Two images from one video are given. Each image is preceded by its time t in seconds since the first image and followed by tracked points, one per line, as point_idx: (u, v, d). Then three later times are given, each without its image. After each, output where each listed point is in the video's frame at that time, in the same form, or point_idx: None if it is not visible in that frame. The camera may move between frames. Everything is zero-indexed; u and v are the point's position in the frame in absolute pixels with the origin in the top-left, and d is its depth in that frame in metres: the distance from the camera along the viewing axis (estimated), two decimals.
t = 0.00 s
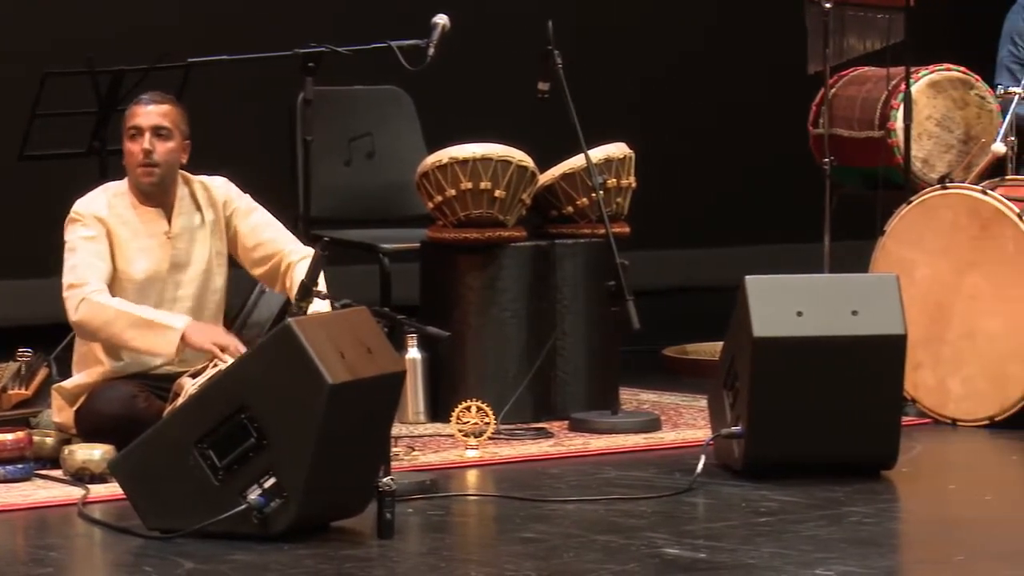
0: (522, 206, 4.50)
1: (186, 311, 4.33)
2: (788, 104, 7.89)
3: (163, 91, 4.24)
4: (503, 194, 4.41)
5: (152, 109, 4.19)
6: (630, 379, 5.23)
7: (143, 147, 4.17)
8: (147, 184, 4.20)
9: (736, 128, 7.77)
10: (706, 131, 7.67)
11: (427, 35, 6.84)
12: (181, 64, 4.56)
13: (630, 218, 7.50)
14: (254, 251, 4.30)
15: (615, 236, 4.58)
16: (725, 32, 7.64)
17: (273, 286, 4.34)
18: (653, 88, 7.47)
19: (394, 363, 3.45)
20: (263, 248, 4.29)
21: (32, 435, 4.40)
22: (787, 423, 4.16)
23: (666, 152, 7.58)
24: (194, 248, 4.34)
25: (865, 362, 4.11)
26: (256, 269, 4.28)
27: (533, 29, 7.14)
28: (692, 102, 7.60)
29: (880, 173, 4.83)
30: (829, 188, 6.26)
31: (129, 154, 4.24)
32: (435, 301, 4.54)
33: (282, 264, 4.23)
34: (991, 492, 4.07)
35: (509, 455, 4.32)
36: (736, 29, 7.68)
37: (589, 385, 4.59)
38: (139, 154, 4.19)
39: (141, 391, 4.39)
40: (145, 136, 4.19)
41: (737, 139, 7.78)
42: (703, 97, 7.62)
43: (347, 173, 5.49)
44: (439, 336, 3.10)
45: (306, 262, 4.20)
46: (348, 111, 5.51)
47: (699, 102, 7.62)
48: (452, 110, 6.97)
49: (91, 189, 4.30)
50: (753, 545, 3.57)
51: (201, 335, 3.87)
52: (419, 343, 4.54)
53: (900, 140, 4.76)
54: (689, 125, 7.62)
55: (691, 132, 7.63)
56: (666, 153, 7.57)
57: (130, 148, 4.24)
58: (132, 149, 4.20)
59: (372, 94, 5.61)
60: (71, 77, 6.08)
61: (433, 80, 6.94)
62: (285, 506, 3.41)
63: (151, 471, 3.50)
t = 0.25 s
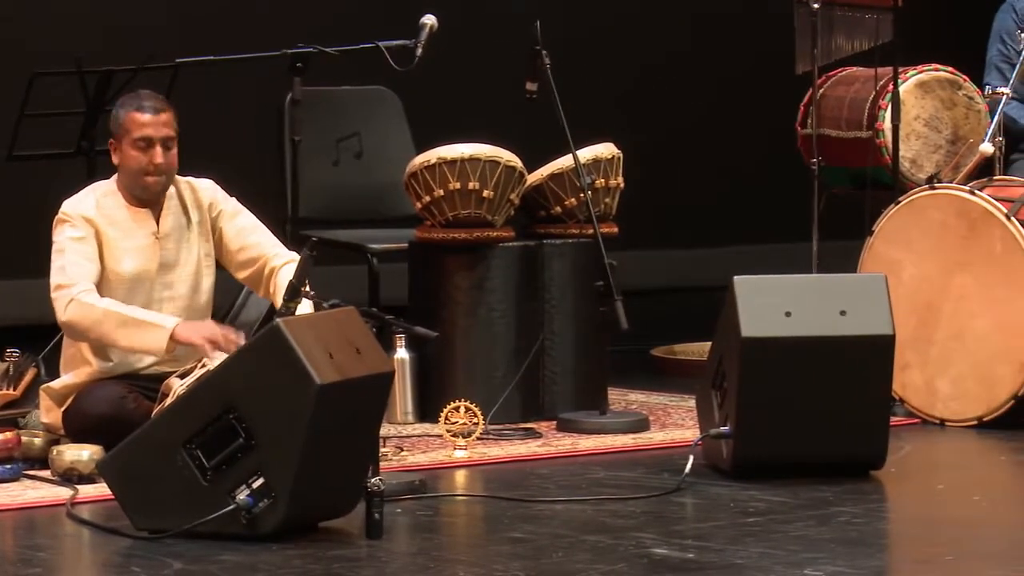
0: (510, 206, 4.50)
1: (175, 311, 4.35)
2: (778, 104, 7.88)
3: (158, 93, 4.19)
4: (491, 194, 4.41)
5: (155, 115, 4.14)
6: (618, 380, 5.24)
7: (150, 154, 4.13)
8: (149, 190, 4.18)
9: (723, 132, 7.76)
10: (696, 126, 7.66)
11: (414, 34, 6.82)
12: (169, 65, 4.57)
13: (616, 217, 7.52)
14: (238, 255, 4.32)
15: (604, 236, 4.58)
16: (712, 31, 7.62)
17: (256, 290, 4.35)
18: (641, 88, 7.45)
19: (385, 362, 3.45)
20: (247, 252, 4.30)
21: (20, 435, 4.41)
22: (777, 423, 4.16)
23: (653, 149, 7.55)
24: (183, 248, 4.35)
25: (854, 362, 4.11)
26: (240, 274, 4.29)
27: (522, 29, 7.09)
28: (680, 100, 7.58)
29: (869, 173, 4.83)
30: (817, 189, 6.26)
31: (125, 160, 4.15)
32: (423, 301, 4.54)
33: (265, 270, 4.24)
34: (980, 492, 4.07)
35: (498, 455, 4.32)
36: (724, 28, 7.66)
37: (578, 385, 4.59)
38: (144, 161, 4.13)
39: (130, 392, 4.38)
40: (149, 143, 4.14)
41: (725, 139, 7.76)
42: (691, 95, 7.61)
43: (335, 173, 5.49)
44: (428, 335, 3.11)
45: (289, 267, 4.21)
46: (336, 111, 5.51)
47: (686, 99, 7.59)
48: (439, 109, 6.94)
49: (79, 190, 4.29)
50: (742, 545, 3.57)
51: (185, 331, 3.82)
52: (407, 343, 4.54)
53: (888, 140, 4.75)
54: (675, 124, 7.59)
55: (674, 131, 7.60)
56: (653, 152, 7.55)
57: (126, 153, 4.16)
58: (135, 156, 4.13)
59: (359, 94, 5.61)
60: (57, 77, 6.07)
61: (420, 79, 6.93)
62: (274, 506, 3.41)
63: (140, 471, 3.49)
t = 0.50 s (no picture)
0: (494, 206, 4.49)
1: (159, 312, 4.33)
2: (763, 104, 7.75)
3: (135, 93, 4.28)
4: (475, 194, 4.40)
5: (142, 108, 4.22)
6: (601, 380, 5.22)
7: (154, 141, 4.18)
8: (155, 182, 4.19)
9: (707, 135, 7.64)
10: (677, 123, 7.54)
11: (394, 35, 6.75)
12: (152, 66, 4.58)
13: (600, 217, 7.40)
14: (226, 253, 4.28)
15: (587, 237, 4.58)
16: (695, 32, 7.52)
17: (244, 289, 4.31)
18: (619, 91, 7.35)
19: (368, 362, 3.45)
20: (235, 250, 4.26)
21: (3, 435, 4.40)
22: (762, 423, 4.16)
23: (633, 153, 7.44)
24: (169, 249, 4.33)
25: (838, 362, 4.11)
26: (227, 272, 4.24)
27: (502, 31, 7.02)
28: (658, 101, 7.46)
29: (852, 173, 4.83)
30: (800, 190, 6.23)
31: (127, 156, 4.15)
32: (407, 301, 4.53)
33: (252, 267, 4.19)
34: (963, 492, 4.07)
35: (481, 455, 4.32)
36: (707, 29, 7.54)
37: (561, 386, 4.58)
38: (149, 151, 4.16)
39: (113, 392, 4.39)
40: (149, 134, 4.19)
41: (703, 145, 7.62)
42: (673, 97, 7.49)
43: (319, 173, 5.50)
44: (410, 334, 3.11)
45: (276, 267, 4.18)
46: (320, 112, 5.51)
47: (665, 101, 7.48)
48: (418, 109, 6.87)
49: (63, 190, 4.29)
50: (726, 545, 3.57)
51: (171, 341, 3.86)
52: (391, 343, 4.54)
53: (872, 140, 4.75)
54: (660, 125, 7.49)
55: (681, 110, 7.53)
56: (634, 154, 7.45)
57: (125, 151, 4.17)
58: (140, 147, 4.15)
59: (342, 93, 5.60)
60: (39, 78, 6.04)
61: (401, 79, 6.88)
62: (257, 506, 3.39)
63: (124, 471, 3.48)
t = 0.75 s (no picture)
0: (481, 206, 4.49)
1: (146, 312, 4.31)
2: (751, 104, 7.73)
3: (127, 96, 4.33)
4: (462, 194, 4.40)
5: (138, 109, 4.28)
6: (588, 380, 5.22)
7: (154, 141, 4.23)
8: (156, 182, 4.23)
9: (696, 135, 7.61)
10: (664, 122, 7.51)
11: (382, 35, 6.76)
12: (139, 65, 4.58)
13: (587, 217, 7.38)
14: (213, 252, 4.29)
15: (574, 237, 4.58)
16: (681, 32, 7.50)
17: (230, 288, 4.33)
18: (605, 92, 7.33)
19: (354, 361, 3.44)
20: (222, 250, 4.27)
21: None
22: (750, 424, 4.16)
23: (618, 154, 7.42)
24: (156, 249, 4.33)
25: (825, 362, 4.11)
26: (214, 272, 4.26)
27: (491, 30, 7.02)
28: (640, 102, 7.42)
29: (840, 173, 4.81)
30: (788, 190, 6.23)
31: (130, 155, 4.18)
32: (394, 301, 4.53)
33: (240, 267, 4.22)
34: (950, 492, 4.07)
35: (468, 455, 4.32)
36: (694, 29, 7.52)
37: (549, 386, 4.59)
38: (150, 150, 4.21)
39: (100, 392, 4.39)
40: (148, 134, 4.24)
41: (685, 149, 7.60)
42: (657, 98, 7.47)
43: (305, 173, 5.50)
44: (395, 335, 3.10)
45: (264, 263, 4.19)
46: (307, 112, 5.51)
47: (647, 103, 7.45)
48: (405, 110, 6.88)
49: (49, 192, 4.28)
50: (712, 545, 3.57)
51: (155, 331, 3.84)
52: (378, 343, 4.53)
53: (859, 140, 4.73)
54: (645, 123, 7.47)
55: (665, 115, 7.50)
56: (621, 154, 7.43)
57: (126, 150, 4.20)
58: (142, 146, 4.20)
59: (329, 93, 5.59)
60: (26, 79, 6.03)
61: (389, 79, 6.87)
62: (245, 506, 3.39)
63: (111, 471, 3.48)
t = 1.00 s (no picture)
0: (468, 207, 4.49)
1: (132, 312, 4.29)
2: (740, 105, 7.81)
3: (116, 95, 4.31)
4: (448, 194, 4.40)
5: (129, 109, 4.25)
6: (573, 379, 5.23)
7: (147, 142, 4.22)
8: (147, 183, 4.21)
9: (684, 135, 7.69)
10: (652, 122, 7.58)
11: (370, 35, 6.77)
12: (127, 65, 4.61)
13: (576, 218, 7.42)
14: (196, 255, 4.28)
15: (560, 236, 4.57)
16: (672, 33, 7.57)
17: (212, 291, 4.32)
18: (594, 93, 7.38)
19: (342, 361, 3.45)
20: (206, 253, 4.26)
21: None
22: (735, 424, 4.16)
23: (610, 154, 7.49)
24: (142, 249, 4.32)
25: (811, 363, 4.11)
26: (198, 274, 4.25)
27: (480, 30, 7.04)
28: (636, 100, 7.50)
29: (825, 174, 4.78)
30: (773, 192, 6.26)
31: (123, 155, 4.16)
32: (381, 302, 4.53)
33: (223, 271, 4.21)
34: (937, 492, 4.07)
35: (454, 455, 4.32)
36: (683, 30, 7.60)
37: (536, 386, 4.58)
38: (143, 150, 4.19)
39: (87, 392, 4.39)
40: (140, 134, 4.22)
41: (678, 146, 7.68)
42: (652, 94, 7.54)
43: (292, 173, 5.48)
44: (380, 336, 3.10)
45: (247, 269, 4.20)
46: (292, 112, 5.50)
47: (648, 98, 7.53)
48: (393, 109, 6.88)
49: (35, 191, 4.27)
50: (698, 545, 3.57)
51: (145, 341, 3.90)
52: (365, 344, 4.52)
53: (845, 140, 4.69)
54: (646, 116, 7.54)
55: (644, 122, 7.55)
56: (611, 154, 7.49)
57: (119, 150, 4.17)
58: (135, 147, 4.18)
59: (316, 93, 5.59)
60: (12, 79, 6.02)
61: (376, 79, 6.86)
62: (231, 507, 3.38)
63: (97, 471, 3.47)
